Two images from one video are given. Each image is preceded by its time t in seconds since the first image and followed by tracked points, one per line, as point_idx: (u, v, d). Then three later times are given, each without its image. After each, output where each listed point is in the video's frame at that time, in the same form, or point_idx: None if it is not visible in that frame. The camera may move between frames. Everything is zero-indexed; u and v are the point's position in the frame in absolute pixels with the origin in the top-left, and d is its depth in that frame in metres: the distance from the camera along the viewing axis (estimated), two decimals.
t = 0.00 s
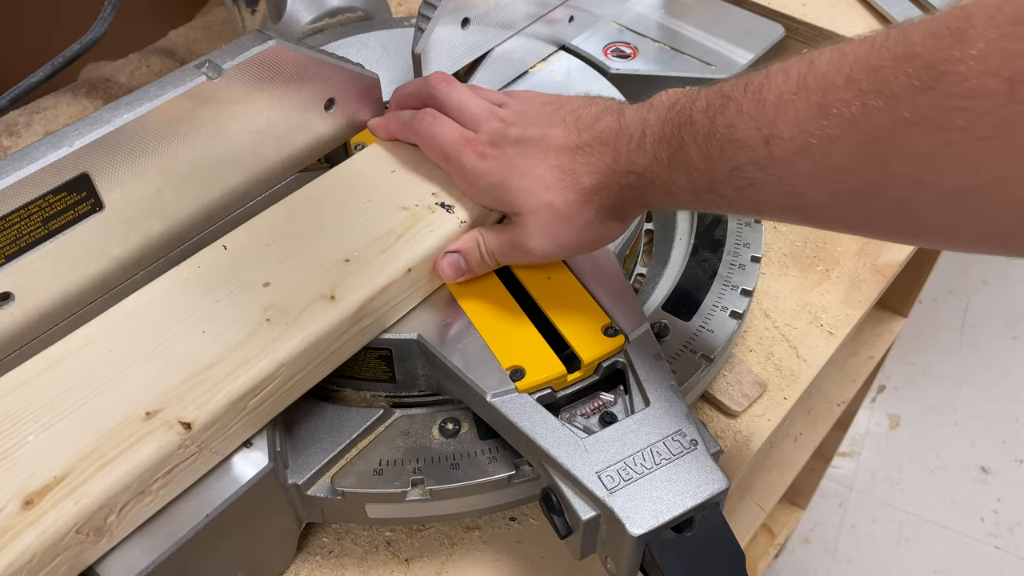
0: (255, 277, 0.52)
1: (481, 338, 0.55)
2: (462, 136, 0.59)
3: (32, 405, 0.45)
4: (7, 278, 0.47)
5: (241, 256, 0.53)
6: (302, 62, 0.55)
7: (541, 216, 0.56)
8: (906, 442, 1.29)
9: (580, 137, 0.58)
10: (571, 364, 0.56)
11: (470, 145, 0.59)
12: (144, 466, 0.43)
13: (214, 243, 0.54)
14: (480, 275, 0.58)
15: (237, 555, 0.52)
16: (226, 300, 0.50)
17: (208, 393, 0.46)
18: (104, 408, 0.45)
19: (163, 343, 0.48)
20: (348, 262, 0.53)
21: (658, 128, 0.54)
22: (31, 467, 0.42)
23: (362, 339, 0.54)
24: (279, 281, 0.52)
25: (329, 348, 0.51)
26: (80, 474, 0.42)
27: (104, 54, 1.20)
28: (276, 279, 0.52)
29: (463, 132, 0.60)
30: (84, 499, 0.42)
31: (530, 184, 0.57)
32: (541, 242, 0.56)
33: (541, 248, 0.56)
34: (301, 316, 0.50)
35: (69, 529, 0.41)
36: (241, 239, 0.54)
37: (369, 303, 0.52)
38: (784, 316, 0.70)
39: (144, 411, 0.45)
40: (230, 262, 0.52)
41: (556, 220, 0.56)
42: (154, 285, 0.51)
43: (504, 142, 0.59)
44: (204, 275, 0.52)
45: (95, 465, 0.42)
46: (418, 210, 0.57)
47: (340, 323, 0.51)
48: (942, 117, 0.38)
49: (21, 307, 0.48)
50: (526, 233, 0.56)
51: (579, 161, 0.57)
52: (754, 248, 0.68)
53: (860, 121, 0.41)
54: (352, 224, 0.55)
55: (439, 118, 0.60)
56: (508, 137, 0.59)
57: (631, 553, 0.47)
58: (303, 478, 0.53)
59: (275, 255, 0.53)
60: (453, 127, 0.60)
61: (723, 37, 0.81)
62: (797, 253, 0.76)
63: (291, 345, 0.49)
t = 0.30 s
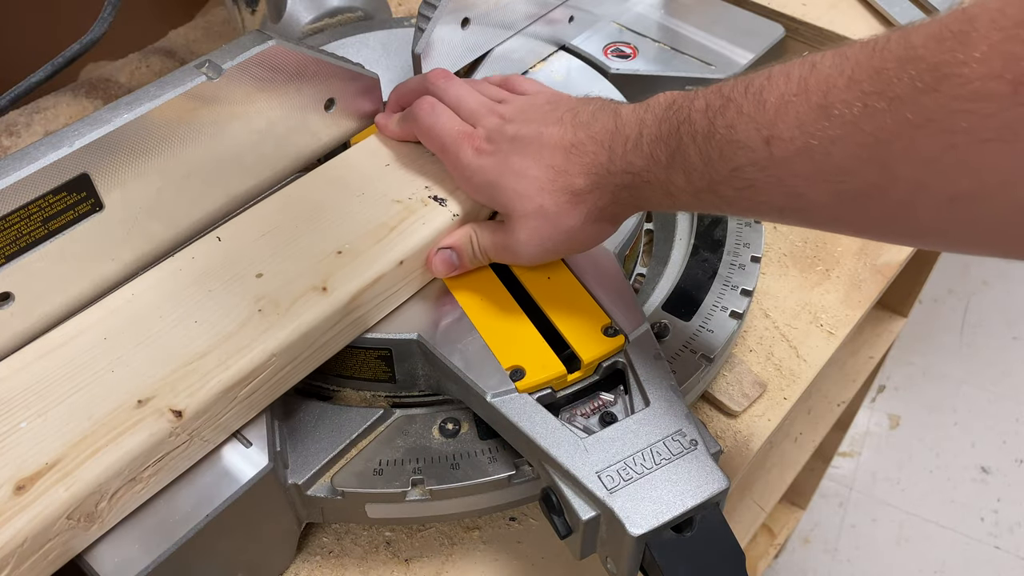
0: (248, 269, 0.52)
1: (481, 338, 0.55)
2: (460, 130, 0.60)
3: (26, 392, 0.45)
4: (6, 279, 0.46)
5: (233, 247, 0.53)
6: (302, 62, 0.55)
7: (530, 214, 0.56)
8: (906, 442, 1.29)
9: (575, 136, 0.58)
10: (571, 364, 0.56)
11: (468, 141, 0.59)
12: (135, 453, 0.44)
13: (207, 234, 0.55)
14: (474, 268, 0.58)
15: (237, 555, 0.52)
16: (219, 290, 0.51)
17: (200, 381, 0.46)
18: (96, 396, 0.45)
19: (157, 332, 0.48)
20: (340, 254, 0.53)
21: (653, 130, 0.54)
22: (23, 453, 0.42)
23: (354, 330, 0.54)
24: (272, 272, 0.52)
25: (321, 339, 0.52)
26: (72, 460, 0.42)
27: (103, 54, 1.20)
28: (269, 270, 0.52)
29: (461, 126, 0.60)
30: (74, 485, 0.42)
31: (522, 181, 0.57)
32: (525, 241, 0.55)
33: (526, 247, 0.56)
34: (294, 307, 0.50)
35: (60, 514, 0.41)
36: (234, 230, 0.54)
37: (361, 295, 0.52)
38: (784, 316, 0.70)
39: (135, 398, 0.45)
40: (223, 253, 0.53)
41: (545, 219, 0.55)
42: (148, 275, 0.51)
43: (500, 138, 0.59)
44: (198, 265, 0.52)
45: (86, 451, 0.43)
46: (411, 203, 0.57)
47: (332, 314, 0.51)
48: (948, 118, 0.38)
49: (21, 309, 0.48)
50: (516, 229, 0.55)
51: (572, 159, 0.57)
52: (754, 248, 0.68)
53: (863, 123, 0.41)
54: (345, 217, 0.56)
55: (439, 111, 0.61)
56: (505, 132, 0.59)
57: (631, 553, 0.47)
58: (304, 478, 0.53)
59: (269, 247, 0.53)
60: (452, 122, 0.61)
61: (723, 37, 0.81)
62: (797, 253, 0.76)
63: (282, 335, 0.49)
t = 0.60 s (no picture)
0: (244, 267, 0.52)
1: (481, 339, 0.55)
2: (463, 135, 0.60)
3: (24, 390, 0.45)
4: (6, 279, 0.46)
5: (229, 245, 0.54)
6: (302, 62, 0.55)
7: (523, 230, 0.55)
8: (906, 442, 1.29)
9: (578, 153, 0.57)
10: (571, 364, 0.56)
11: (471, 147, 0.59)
12: (134, 450, 0.44)
13: (203, 232, 0.55)
14: (470, 268, 0.58)
15: (237, 555, 0.52)
16: (215, 287, 0.51)
17: (199, 377, 0.46)
18: (96, 394, 0.45)
19: (155, 330, 0.49)
20: (336, 250, 0.54)
21: (657, 152, 0.53)
22: (22, 451, 0.42)
23: (351, 327, 0.54)
24: (269, 270, 0.52)
25: (318, 335, 0.52)
26: (70, 458, 0.42)
27: (104, 54, 1.20)
28: (266, 268, 0.52)
29: (464, 131, 0.60)
30: (74, 483, 0.42)
31: (519, 198, 0.57)
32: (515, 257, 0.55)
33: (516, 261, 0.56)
34: (291, 303, 0.51)
35: (60, 512, 0.42)
36: (230, 229, 0.55)
37: (358, 291, 0.52)
38: (784, 316, 0.70)
39: (134, 395, 0.45)
40: (220, 252, 0.53)
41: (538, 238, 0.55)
42: (146, 274, 0.52)
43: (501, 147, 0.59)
44: (195, 264, 0.52)
45: (85, 448, 0.43)
46: (405, 198, 0.58)
47: (329, 310, 0.51)
48: (959, 147, 0.38)
49: (22, 309, 0.48)
50: (509, 245, 0.55)
51: (571, 178, 0.56)
52: (754, 248, 0.68)
53: (872, 149, 0.41)
54: (341, 214, 0.56)
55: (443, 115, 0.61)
56: (506, 142, 0.59)
57: (632, 553, 0.47)
58: (303, 478, 0.53)
59: (266, 244, 0.54)
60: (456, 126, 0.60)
61: (723, 37, 0.81)
62: (797, 253, 0.76)
63: (280, 331, 0.49)
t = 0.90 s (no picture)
0: (244, 267, 0.52)
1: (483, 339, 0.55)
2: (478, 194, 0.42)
3: (24, 390, 0.45)
4: (6, 279, 0.46)
5: (229, 246, 0.54)
6: (302, 62, 0.55)
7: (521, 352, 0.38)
8: (906, 442, 1.29)
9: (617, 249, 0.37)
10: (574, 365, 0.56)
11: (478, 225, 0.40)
12: (134, 450, 0.44)
13: (203, 232, 0.55)
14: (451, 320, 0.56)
15: (237, 555, 0.52)
16: (215, 287, 0.51)
17: (199, 377, 0.46)
18: (96, 394, 0.45)
19: (155, 330, 0.48)
20: (336, 250, 0.54)
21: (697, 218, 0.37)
22: (22, 451, 0.42)
23: (352, 327, 0.54)
24: (269, 270, 0.52)
25: (318, 335, 0.52)
26: (70, 458, 0.42)
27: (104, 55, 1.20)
28: (266, 268, 0.52)
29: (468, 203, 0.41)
30: (74, 482, 0.42)
31: (561, 319, 0.37)
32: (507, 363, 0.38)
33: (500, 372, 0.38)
34: (291, 303, 0.51)
35: (60, 511, 0.42)
36: (230, 229, 0.55)
37: (358, 290, 0.52)
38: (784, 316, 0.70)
39: (134, 395, 0.45)
40: (220, 253, 0.53)
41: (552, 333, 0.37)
42: (146, 274, 0.52)
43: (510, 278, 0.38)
44: (194, 264, 0.52)
45: (85, 448, 0.43)
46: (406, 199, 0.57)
47: (329, 310, 0.51)
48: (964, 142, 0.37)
49: (22, 309, 0.48)
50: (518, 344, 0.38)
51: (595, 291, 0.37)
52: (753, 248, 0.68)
53: (915, 246, 0.31)
54: (341, 214, 0.56)
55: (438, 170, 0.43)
56: (523, 271, 0.38)
57: (632, 554, 0.47)
58: (303, 478, 0.53)
59: (266, 245, 0.54)
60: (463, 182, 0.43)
61: (724, 37, 0.81)
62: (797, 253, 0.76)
63: (280, 330, 0.49)
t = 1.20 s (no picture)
0: (244, 266, 0.52)
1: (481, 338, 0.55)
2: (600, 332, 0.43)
3: (24, 391, 0.45)
4: (5, 279, 0.46)
5: (229, 246, 0.54)
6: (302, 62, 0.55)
7: (730, 553, 0.36)
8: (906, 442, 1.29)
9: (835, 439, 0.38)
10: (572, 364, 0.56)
11: (613, 367, 0.41)
12: (135, 449, 0.44)
13: (203, 232, 0.55)
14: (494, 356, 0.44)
15: (237, 555, 0.52)
16: (215, 287, 0.51)
17: (199, 377, 0.46)
18: (96, 393, 0.45)
19: (155, 330, 0.48)
20: (336, 250, 0.54)
21: (835, 375, 0.41)
22: (23, 451, 0.42)
23: (351, 326, 0.54)
24: (268, 271, 0.52)
25: (318, 335, 0.52)
26: (69, 459, 0.42)
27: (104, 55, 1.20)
28: (266, 268, 0.52)
29: (633, 377, 0.41)
30: (74, 483, 0.42)
31: (791, 519, 0.36)
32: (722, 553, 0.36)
33: None
34: (291, 302, 0.51)
35: (60, 511, 0.41)
36: (229, 229, 0.55)
37: (357, 290, 0.52)
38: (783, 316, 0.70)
39: (134, 395, 0.45)
40: (219, 253, 0.53)
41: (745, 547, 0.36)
42: (145, 274, 0.52)
43: (684, 463, 0.38)
44: (194, 264, 0.52)
45: (85, 448, 0.43)
46: (408, 198, 0.57)
47: (329, 309, 0.51)
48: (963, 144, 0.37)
49: (22, 309, 0.48)
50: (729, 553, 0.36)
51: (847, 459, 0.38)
52: (754, 248, 0.67)
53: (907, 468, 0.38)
54: (341, 213, 0.56)
55: (514, 274, 0.44)
56: (675, 460, 0.38)
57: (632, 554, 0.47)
58: (303, 478, 0.53)
59: (266, 245, 0.54)
60: (558, 285, 0.44)
61: (724, 37, 0.81)
62: (797, 253, 0.76)
63: (280, 330, 0.49)
